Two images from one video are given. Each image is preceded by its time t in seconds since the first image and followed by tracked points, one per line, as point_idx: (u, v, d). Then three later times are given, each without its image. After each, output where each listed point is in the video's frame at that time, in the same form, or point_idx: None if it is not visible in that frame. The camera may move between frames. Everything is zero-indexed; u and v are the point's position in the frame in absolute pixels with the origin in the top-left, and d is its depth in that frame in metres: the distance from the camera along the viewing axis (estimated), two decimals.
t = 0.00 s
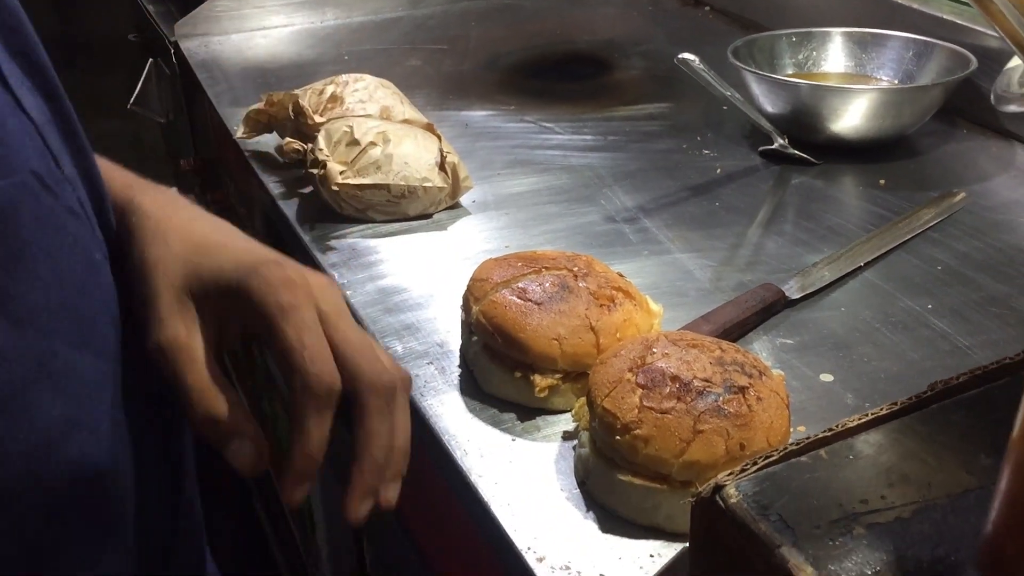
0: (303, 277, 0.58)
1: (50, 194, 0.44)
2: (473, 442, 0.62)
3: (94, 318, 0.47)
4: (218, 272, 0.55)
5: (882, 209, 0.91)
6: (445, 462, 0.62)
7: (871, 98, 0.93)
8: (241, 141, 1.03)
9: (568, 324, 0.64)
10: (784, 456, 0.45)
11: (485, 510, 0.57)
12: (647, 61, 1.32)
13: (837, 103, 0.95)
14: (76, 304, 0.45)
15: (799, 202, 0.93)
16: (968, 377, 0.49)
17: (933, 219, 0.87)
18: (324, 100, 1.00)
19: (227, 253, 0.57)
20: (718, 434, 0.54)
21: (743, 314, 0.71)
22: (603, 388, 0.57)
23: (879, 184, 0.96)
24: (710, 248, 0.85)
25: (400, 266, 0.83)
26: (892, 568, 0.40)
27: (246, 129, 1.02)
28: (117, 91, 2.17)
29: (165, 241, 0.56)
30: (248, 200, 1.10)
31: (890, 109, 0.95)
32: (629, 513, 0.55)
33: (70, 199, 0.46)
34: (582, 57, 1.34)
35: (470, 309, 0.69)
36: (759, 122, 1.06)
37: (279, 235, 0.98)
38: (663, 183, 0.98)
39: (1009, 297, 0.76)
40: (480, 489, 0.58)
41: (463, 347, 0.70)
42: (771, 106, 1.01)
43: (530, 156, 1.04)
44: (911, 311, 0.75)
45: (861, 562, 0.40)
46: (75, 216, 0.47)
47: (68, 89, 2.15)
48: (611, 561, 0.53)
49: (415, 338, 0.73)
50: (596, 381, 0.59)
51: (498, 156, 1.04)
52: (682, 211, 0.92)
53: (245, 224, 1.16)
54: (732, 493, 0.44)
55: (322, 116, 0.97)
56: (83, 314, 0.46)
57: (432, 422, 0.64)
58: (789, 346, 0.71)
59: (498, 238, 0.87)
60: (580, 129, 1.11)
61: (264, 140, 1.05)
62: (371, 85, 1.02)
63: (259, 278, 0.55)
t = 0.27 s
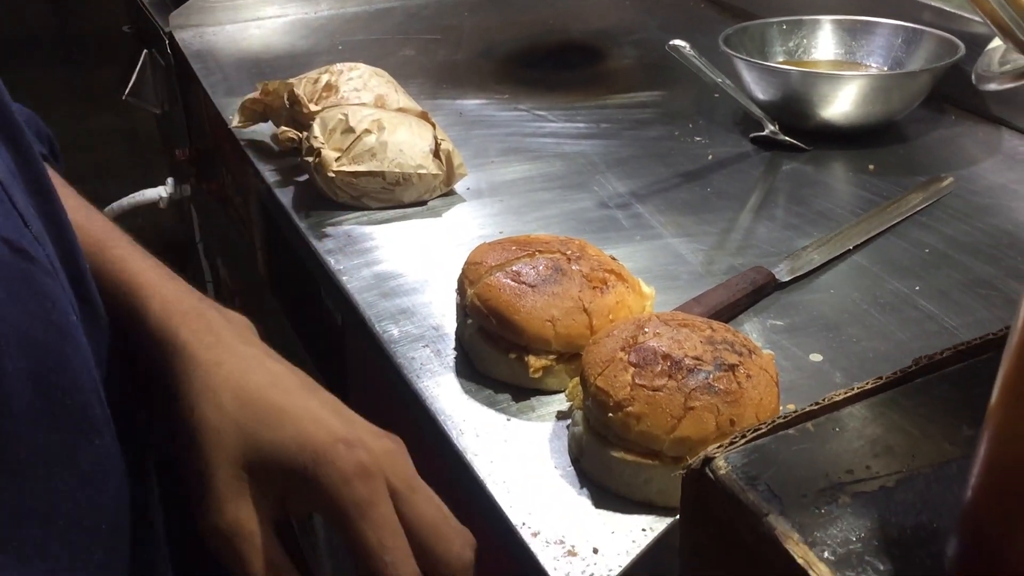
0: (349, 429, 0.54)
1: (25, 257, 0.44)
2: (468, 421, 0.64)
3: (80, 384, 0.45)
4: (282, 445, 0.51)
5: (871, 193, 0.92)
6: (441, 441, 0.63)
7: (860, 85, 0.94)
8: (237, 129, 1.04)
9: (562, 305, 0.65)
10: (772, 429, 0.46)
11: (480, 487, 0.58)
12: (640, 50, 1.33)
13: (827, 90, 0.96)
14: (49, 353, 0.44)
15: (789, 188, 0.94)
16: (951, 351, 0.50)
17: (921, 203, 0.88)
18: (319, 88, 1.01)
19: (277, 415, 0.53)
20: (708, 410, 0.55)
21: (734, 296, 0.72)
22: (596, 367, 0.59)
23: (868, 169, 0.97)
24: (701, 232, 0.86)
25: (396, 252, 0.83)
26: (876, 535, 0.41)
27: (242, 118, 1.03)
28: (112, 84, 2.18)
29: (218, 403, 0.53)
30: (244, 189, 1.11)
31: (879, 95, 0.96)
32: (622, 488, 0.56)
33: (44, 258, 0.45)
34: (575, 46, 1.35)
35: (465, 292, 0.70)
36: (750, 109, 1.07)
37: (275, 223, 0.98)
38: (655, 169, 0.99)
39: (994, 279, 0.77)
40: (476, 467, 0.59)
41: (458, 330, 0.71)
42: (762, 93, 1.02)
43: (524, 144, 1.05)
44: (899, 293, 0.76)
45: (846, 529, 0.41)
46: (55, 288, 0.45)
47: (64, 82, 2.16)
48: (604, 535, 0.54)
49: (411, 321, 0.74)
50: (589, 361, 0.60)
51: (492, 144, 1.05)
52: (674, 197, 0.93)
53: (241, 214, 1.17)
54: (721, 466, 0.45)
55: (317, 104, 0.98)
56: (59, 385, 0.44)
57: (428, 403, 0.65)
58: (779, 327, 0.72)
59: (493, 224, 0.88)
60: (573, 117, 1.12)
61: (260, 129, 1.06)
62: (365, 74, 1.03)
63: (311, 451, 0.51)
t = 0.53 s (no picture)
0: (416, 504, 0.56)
1: None
2: (465, 398, 0.65)
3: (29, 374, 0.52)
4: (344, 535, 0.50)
5: (863, 177, 0.93)
6: (439, 418, 0.64)
7: (852, 70, 0.95)
8: (237, 117, 1.05)
9: (557, 285, 0.67)
10: (760, 398, 0.46)
11: (478, 462, 0.59)
12: (636, 38, 1.34)
13: (819, 75, 0.97)
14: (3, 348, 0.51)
15: (783, 172, 0.96)
16: (935, 324, 0.51)
17: (912, 186, 0.90)
18: (318, 76, 1.02)
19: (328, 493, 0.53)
20: (699, 384, 0.56)
21: (726, 276, 0.73)
22: (590, 343, 0.60)
23: (860, 153, 0.98)
24: (695, 216, 0.88)
25: (393, 235, 0.85)
26: (859, 499, 0.41)
27: (242, 105, 1.04)
28: (113, 75, 2.19)
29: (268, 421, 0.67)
30: (244, 176, 1.12)
31: (871, 81, 0.97)
32: (616, 461, 0.58)
33: (32, 270, 0.57)
34: (572, 34, 1.36)
35: (462, 273, 0.71)
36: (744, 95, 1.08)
37: (275, 209, 1.00)
38: (650, 154, 1.00)
39: (983, 259, 0.79)
40: (473, 442, 0.60)
41: (456, 310, 0.72)
42: (756, 79, 1.03)
43: (521, 130, 1.06)
44: (888, 273, 0.77)
45: (830, 493, 0.41)
46: (71, 299, 0.60)
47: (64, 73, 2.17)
48: (598, 506, 0.56)
49: (410, 302, 0.75)
50: (583, 338, 0.61)
51: (489, 130, 1.06)
52: (668, 182, 0.94)
53: (242, 201, 1.18)
54: (710, 434, 0.46)
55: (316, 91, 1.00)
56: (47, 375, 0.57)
57: (426, 381, 0.66)
58: (771, 307, 0.74)
59: (489, 208, 0.89)
60: (569, 104, 1.13)
61: (260, 116, 1.07)
62: (363, 61, 1.04)
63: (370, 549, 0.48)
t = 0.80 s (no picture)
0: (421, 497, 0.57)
1: None
2: (467, 383, 0.65)
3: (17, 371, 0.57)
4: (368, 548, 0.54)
5: (866, 164, 0.93)
6: (441, 403, 0.64)
7: (856, 56, 0.95)
8: (239, 105, 1.06)
9: (558, 270, 0.67)
10: (760, 380, 0.47)
11: (479, 446, 0.59)
12: (640, 27, 1.34)
13: (822, 62, 0.97)
14: None
15: (786, 159, 0.95)
16: (937, 306, 0.51)
17: (915, 173, 0.90)
18: (321, 64, 1.02)
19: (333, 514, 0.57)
20: (700, 368, 0.56)
21: (728, 263, 0.73)
22: (591, 328, 0.60)
23: (864, 140, 0.98)
24: (698, 203, 0.88)
25: (396, 222, 0.85)
26: (858, 479, 0.41)
27: (245, 93, 1.04)
28: (117, 66, 2.19)
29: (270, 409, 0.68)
30: (247, 164, 1.12)
31: (875, 68, 0.97)
32: (617, 446, 0.58)
33: (16, 287, 0.58)
34: (575, 23, 1.36)
35: (464, 258, 0.71)
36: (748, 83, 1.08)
37: (278, 196, 1.00)
38: (653, 142, 1.00)
39: (986, 245, 0.79)
40: (474, 426, 0.60)
41: (457, 296, 0.73)
42: (759, 67, 1.03)
43: (523, 118, 1.06)
44: (890, 259, 0.77)
45: (829, 474, 0.41)
46: (58, 312, 0.62)
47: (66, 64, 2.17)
48: (599, 489, 0.56)
49: (412, 289, 0.75)
50: (585, 322, 0.61)
51: (492, 118, 1.06)
52: (671, 169, 0.94)
53: (245, 190, 1.18)
54: (710, 417, 0.46)
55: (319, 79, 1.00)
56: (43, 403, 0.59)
57: (429, 366, 0.66)
58: (772, 293, 0.74)
59: (492, 195, 0.89)
60: (572, 92, 1.13)
61: (262, 105, 1.07)
62: (367, 49, 1.04)
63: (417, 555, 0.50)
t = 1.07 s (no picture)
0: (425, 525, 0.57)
1: None
2: (472, 377, 0.65)
3: None
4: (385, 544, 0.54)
5: (871, 161, 0.93)
6: (446, 398, 0.64)
7: (861, 53, 0.95)
8: (245, 100, 1.06)
9: (563, 266, 0.67)
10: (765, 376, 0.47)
11: (482, 440, 0.59)
12: (645, 23, 1.34)
13: (828, 59, 0.96)
14: None
15: (791, 156, 0.95)
16: (941, 304, 0.51)
17: (920, 170, 0.90)
18: (326, 59, 1.02)
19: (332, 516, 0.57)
20: (704, 364, 0.56)
21: (732, 259, 0.73)
22: (596, 324, 0.60)
23: (869, 137, 0.98)
24: (702, 199, 0.88)
25: (401, 218, 0.85)
26: (862, 474, 0.41)
27: (251, 88, 1.05)
28: (121, 61, 2.19)
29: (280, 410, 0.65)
30: (252, 159, 1.13)
31: (881, 64, 0.97)
32: (621, 441, 0.58)
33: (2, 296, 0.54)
34: (580, 19, 1.36)
35: (470, 254, 0.71)
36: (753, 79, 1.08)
37: (283, 191, 1.00)
38: (658, 138, 1.00)
39: (990, 243, 0.79)
40: (479, 421, 0.60)
41: (462, 291, 0.73)
42: (764, 63, 1.03)
43: (528, 114, 1.06)
44: (895, 256, 0.77)
45: (833, 469, 0.42)
46: (46, 325, 0.58)
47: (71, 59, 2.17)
48: (602, 484, 0.56)
49: (416, 284, 0.75)
50: (589, 318, 0.61)
51: (497, 114, 1.06)
52: (676, 166, 0.94)
53: (250, 185, 1.18)
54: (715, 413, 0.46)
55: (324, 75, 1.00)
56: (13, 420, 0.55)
57: (433, 361, 0.67)
58: (777, 289, 0.74)
59: (497, 191, 0.89)
60: (577, 88, 1.13)
61: (267, 100, 1.07)
62: (372, 45, 1.05)
63: None
